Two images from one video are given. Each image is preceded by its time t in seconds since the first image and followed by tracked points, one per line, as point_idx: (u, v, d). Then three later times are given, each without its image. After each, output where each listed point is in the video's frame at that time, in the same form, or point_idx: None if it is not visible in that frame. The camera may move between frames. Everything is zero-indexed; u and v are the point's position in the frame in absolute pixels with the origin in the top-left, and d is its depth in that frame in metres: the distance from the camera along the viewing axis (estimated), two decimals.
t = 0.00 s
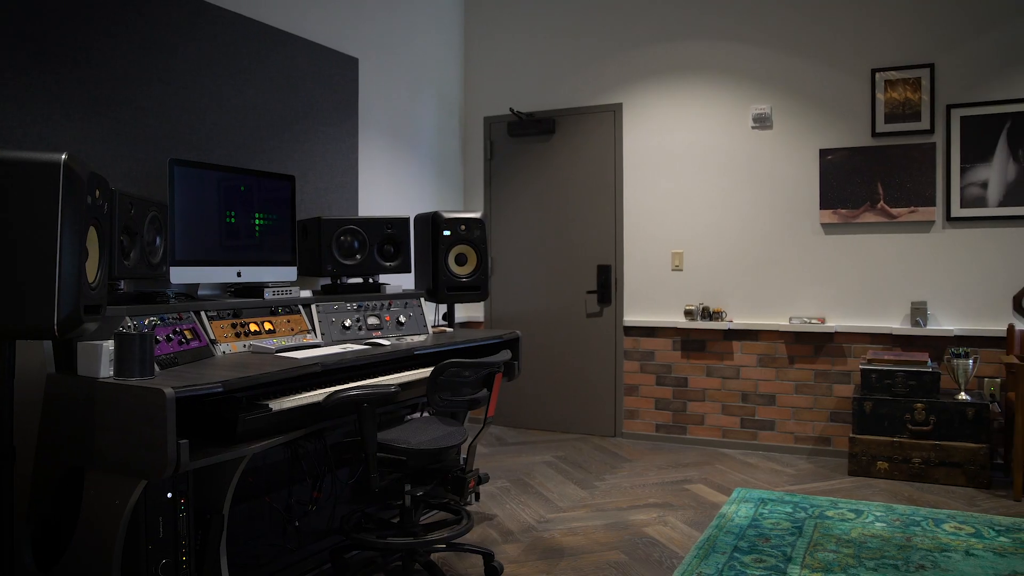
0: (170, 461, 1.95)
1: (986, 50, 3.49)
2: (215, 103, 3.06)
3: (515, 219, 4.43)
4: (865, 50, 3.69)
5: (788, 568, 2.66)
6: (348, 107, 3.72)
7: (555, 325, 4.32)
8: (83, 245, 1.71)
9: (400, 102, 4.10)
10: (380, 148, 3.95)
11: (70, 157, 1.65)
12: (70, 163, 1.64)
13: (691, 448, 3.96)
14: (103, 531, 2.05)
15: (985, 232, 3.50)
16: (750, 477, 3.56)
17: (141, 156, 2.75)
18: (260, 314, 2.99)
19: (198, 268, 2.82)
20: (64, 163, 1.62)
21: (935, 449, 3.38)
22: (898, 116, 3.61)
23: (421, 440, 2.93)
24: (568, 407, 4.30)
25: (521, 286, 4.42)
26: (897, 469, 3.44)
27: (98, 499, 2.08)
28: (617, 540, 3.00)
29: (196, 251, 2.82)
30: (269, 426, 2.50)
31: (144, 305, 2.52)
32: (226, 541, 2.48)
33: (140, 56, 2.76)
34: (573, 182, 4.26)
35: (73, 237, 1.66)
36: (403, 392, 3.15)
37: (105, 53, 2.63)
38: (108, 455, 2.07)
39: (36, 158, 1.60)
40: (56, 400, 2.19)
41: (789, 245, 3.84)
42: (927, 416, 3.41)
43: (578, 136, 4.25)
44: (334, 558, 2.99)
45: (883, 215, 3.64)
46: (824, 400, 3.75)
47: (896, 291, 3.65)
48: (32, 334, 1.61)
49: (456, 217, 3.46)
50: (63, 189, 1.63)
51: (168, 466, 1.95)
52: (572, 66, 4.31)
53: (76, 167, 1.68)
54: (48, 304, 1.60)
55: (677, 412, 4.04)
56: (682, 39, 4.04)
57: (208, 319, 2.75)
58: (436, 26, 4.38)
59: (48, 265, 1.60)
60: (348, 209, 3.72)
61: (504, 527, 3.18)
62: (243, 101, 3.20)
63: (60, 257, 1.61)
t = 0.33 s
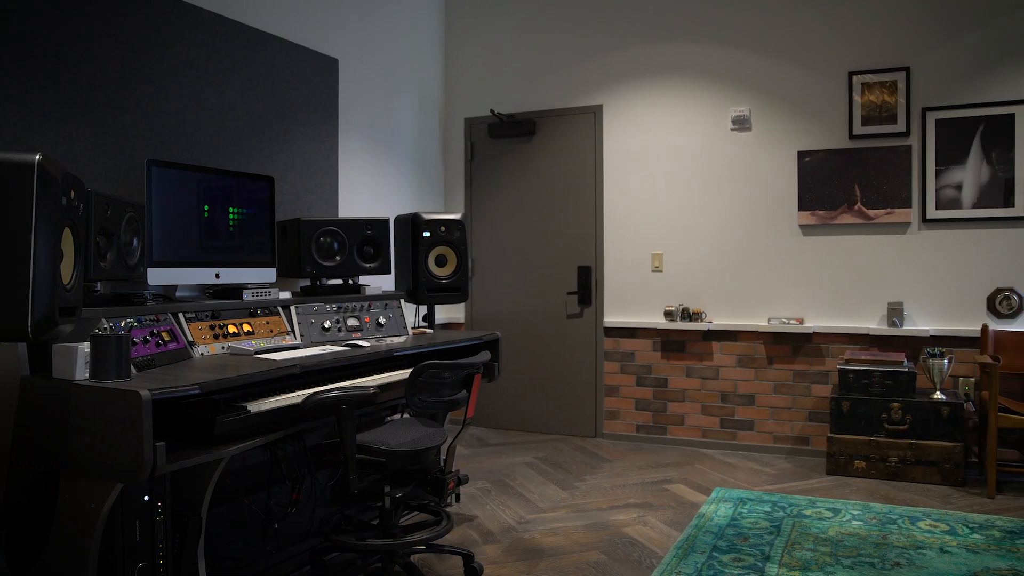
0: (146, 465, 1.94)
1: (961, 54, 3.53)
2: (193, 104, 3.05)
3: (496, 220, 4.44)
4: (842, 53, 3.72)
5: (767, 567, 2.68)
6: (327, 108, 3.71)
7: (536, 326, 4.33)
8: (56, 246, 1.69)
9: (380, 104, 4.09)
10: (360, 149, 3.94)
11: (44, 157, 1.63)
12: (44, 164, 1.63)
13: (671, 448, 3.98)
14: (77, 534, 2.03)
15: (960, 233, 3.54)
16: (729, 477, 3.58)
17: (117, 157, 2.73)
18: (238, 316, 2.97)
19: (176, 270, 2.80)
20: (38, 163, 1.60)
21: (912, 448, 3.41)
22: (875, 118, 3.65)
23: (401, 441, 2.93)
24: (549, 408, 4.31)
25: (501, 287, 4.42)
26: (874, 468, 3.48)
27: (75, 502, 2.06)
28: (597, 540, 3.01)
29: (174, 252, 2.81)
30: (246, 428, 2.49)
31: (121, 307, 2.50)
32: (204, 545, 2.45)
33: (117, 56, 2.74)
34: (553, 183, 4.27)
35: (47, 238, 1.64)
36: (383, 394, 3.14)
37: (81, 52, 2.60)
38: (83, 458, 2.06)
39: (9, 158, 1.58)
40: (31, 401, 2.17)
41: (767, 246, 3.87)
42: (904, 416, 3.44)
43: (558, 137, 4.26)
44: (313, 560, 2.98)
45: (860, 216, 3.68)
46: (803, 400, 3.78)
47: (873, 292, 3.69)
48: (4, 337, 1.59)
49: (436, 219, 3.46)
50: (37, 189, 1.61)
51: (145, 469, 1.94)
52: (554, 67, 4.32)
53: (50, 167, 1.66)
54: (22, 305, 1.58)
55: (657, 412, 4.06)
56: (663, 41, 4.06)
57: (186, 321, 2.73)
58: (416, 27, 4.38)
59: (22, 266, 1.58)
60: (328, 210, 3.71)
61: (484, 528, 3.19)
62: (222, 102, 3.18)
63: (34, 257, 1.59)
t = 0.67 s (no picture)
0: (122, 467, 1.93)
1: (937, 57, 3.57)
2: (171, 104, 3.03)
3: (478, 222, 4.44)
4: (821, 56, 3.75)
5: (745, 566, 2.70)
6: (308, 109, 3.70)
7: (517, 327, 4.33)
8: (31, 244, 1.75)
9: (361, 104, 4.09)
10: (340, 150, 3.94)
11: (16, 158, 1.71)
12: (16, 164, 1.70)
13: (652, 448, 3.99)
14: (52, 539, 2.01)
15: (936, 235, 3.58)
16: (709, 477, 3.60)
17: (94, 158, 2.71)
18: (217, 317, 2.96)
19: (155, 271, 2.78)
20: (10, 162, 1.67)
21: (889, 447, 3.45)
22: (852, 120, 3.68)
23: (380, 443, 2.92)
24: (531, 409, 4.31)
25: (483, 289, 4.42)
26: (852, 467, 3.51)
27: (49, 504, 2.05)
28: (577, 540, 3.01)
29: (153, 254, 2.79)
30: (224, 430, 2.47)
31: (98, 308, 2.48)
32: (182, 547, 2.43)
33: (94, 56, 2.71)
34: (535, 184, 4.27)
35: (20, 234, 1.71)
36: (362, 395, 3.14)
37: (57, 52, 2.58)
38: (58, 462, 2.04)
39: None
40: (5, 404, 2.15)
41: (746, 247, 3.89)
42: (881, 415, 3.47)
43: (539, 138, 4.27)
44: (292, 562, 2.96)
45: (838, 218, 3.71)
46: (782, 400, 3.81)
47: (850, 292, 3.72)
48: None
49: (417, 220, 3.47)
50: (10, 187, 1.68)
51: (121, 471, 1.93)
52: (536, 69, 4.33)
53: (23, 167, 1.74)
54: None
55: (638, 413, 4.07)
56: (644, 43, 4.07)
57: (165, 322, 2.71)
58: (398, 28, 4.37)
59: None
60: (308, 211, 3.70)
61: (464, 529, 3.18)
62: (200, 102, 3.16)
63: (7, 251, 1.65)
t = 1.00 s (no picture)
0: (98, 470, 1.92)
1: (914, 61, 3.61)
2: (149, 104, 3.00)
3: (459, 223, 4.44)
4: (800, 58, 3.78)
5: (724, 565, 2.71)
6: (288, 109, 3.69)
7: (499, 328, 4.33)
8: None
9: (342, 104, 4.08)
10: (321, 151, 3.93)
11: None
12: None
13: (633, 449, 4.01)
14: (24, 541, 1.99)
15: (913, 236, 3.62)
16: (688, 477, 3.62)
17: (70, 159, 2.68)
18: (195, 319, 2.94)
19: (133, 273, 2.76)
20: None
21: (866, 446, 3.48)
22: (830, 122, 3.72)
23: (360, 444, 2.92)
24: (512, 410, 4.31)
25: (464, 290, 4.43)
26: (831, 466, 3.54)
27: (24, 507, 2.03)
28: (557, 541, 3.02)
29: (131, 256, 2.77)
30: (203, 432, 2.45)
31: (74, 310, 2.46)
32: (160, 550, 2.40)
33: (70, 55, 2.69)
34: (516, 186, 4.28)
35: None
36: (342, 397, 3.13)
37: (34, 51, 2.56)
38: (35, 464, 2.02)
39: None
40: None
41: (726, 248, 3.92)
42: (859, 414, 3.50)
43: (520, 139, 4.28)
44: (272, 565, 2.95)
45: (816, 219, 3.74)
46: (761, 400, 3.83)
47: (828, 293, 3.75)
48: None
49: (397, 221, 3.47)
50: None
51: (96, 474, 1.92)
52: (518, 70, 4.33)
53: None
54: None
55: (619, 414, 4.09)
56: (626, 45, 4.09)
57: (143, 324, 2.69)
58: (379, 29, 4.37)
59: None
60: (288, 211, 3.68)
61: (445, 531, 3.18)
62: (179, 102, 3.14)
63: None
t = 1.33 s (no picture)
0: (74, 472, 1.90)
1: (891, 64, 3.65)
2: (127, 105, 2.98)
3: (440, 224, 4.43)
4: (779, 61, 3.81)
5: (703, 564, 2.73)
6: (268, 110, 3.68)
7: (481, 330, 4.33)
8: None
9: (322, 106, 4.07)
10: (301, 152, 3.91)
11: None
12: None
13: (614, 449, 4.02)
14: None
15: (890, 237, 3.66)
16: (669, 477, 3.64)
17: (47, 159, 2.66)
18: (173, 321, 2.92)
19: (110, 274, 2.74)
20: None
21: (844, 445, 3.51)
22: (809, 125, 3.75)
23: (339, 446, 2.91)
24: (494, 411, 4.31)
25: (446, 291, 4.42)
26: (809, 465, 3.56)
27: None
28: (538, 541, 3.03)
29: (108, 257, 2.74)
30: (182, 435, 2.43)
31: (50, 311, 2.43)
32: (137, 553, 2.35)
33: (47, 55, 2.67)
34: (498, 187, 4.28)
35: None
36: (322, 399, 3.12)
37: (10, 51, 2.53)
38: (10, 466, 2.00)
39: None
40: None
41: (705, 250, 3.94)
42: (837, 414, 3.53)
43: (501, 140, 4.29)
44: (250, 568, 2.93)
45: (795, 220, 3.77)
46: (741, 400, 3.85)
47: (807, 294, 3.78)
48: None
49: (377, 222, 3.46)
50: None
51: (73, 476, 1.90)
52: (500, 71, 4.33)
53: None
54: None
55: (600, 414, 4.10)
56: (607, 47, 4.10)
57: (120, 326, 2.67)
58: (360, 30, 4.36)
59: None
60: (268, 212, 3.67)
61: (425, 532, 3.18)
62: (157, 103, 3.12)
63: None
